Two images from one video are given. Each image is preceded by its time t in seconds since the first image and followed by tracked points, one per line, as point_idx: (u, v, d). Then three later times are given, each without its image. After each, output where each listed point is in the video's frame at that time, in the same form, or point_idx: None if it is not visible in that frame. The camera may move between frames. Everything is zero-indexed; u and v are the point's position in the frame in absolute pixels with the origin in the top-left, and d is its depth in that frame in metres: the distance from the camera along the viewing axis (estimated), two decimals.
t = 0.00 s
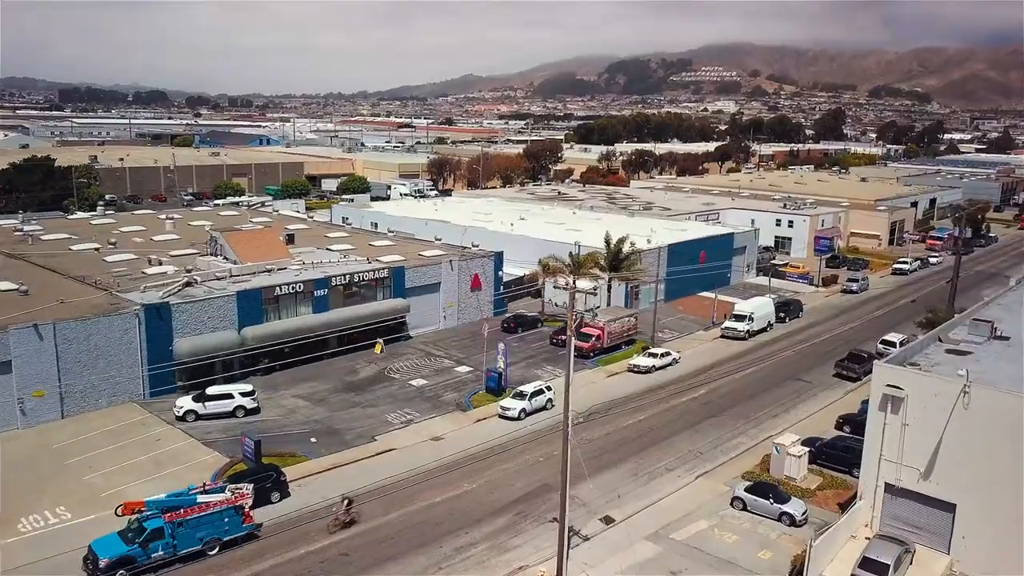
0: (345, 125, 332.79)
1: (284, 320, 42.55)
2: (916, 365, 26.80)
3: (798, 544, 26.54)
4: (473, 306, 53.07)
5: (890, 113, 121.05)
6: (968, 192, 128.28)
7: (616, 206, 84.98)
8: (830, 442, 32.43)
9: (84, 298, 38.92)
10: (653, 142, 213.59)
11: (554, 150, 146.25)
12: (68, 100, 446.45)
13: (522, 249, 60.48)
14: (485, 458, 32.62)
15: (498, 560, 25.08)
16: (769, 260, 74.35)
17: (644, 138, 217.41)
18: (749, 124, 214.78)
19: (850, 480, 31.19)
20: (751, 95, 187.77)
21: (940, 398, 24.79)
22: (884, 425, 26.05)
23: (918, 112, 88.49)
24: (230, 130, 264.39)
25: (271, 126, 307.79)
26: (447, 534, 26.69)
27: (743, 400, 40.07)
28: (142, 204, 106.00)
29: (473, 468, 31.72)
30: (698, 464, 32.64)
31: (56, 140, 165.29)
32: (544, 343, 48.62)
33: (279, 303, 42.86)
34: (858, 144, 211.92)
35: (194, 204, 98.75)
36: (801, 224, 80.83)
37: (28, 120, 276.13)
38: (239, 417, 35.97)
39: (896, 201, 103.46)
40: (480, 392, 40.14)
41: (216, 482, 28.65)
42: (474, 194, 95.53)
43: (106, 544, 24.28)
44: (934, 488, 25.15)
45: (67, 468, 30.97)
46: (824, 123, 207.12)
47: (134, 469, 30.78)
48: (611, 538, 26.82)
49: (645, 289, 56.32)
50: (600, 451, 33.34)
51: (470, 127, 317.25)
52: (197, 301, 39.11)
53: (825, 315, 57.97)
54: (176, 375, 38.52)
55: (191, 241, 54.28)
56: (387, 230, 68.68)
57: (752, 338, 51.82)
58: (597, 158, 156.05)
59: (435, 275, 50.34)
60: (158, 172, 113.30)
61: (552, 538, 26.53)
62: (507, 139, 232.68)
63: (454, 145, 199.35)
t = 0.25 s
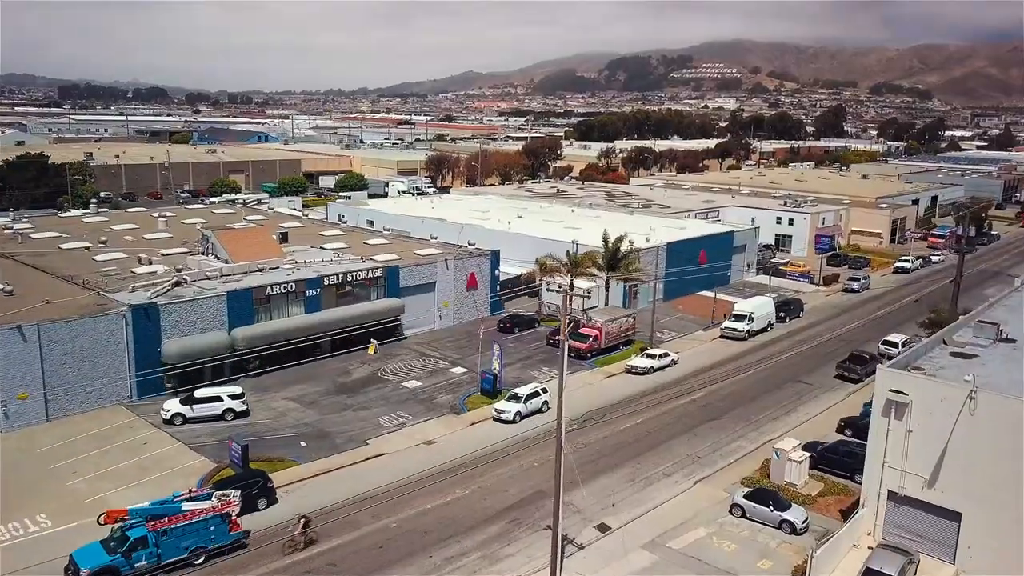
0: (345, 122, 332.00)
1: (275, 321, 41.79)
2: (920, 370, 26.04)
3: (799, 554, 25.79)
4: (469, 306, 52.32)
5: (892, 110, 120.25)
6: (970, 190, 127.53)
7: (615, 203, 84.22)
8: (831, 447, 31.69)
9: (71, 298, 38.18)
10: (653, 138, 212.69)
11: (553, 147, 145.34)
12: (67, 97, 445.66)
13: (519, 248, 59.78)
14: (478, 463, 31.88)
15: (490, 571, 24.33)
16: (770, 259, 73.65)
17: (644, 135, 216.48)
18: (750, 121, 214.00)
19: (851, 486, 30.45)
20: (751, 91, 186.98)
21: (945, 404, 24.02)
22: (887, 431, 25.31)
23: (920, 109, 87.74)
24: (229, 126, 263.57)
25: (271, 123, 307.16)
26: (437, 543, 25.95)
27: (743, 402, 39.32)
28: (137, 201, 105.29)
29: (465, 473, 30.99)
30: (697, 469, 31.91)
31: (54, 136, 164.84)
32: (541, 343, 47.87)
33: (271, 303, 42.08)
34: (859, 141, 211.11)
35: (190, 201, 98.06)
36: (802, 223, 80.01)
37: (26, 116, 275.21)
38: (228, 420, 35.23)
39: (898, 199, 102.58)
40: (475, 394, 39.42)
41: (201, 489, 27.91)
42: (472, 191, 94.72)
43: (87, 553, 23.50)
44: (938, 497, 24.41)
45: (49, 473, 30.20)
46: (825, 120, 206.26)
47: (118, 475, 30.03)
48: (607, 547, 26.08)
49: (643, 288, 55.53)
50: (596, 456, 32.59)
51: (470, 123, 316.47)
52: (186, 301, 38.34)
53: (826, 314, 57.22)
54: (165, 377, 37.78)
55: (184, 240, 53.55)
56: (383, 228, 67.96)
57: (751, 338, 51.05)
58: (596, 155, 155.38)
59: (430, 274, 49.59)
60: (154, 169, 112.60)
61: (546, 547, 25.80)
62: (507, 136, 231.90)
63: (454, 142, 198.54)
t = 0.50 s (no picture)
0: (344, 116, 330.73)
1: (265, 320, 41.00)
2: (925, 373, 25.25)
3: (800, 563, 25.03)
4: (464, 304, 51.53)
5: (893, 105, 119.34)
6: (971, 185, 126.63)
7: (614, 200, 83.39)
8: (832, 451, 30.93)
9: (55, 297, 37.42)
10: (653, 134, 211.67)
11: (552, 143, 144.38)
12: (66, 91, 444.37)
13: (516, 245, 59.03)
14: (471, 467, 31.13)
15: None
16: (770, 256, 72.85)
17: (644, 130, 215.44)
18: (750, 116, 212.91)
19: (853, 491, 29.69)
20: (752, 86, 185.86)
21: (952, 410, 23.21)
22: (890, 437, 24.53)
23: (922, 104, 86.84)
24: (227, 121, 262.49)
25: (269, 118, 305.88)
26: (427, 551, 25.20)
27: (742, 403, 38.56)
28: (132, 197, 104.50)
29: (457, 478, 30.24)
30: (694, 473, 31.15)
31: (50, 131, 163.80)
32: (537, 343, 47.10)
33: (261, 302, 41.24)
34: (860, 136, 210.07)
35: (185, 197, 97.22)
36: (802, 219, 79.31)
37: (24, 111, 274.00)
38: (215, 423, 34.46)
39: (899, 195, 101.67)
40: (469, 395, 38.63)
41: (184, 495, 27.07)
42: (470, 187, 93.84)
43: (66, 564, 22.55)
44: (943, 505, 23.64)
45: (30, 478, 29.39)
46: (825, 115, 205.19)
47: (100, 480, 29.24)
48: (601, 555, 25.34)
49: (641, 286, 54.73)
50: (592, 460, 31.84)
51: (469, 118, 315.20)
52: (174, 301, 37.55)
53: (826, 313, 56.44)
54: (152, 378, 36.99)
55: (174, 237, 52.74)
56: (379, 225, 67.21)
57: (751, 337, 50.26)
58: (596, 150, 154.42)
59: (424, 272, 48.77)
60: (149, 164, 111.67)
61: (539, 556, 25.05)
62: (506, 131, 230.78)
63: (453, 137, 197.37)
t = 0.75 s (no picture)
0: (343, 110, 329.37)
1: (254, 319, 40.21)
2: (930, 377, 24.45)
3: (801, 572, 24.23)
4: (460, 301, 50.70)
5: (894, 99, 118.27)
6: (974, 180, 125.60)
7: (612, 194, 82.54)
8: (834, 454, 30.11)
9: (40, 296, 36.58)
10: (653, 127, 210.47)
11: (551, 137, 143.40)
12: (64, 85, 442.81)
13: (513, 241, 58.40)
14: (463, 471, 30.34)
15: None
16: (770, 251, 72.00)
17: (644, 124, 214.26)
18: (751, 110, 211.74)
19: (855, 496, 28.89)
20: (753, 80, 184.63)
21: (958, 416, 22.41)
22: (894, 443, 23.73)
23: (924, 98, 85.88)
24: (225, 114, 261.30)
25: (267, 111, 304.56)
26: (416, 560, 24.41)
27: (741, 404, 37.77)
28: (127, 191, 103.67)
29: (449, 483, 29.44)
30: (692, 477, 30.36)
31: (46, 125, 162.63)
32: (533, 341, 46.27)
33: (250, 301, 40.43)
34: (861, 129, 208.91)
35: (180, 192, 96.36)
36: (803, 215, 78.70)
37: (21, 104, 272.73)
38: (202, 424, 33.67)
39: (901, 190, 100.68)
40: (462, 395, 37.82)
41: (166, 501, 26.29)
42: (467, 182, 92.93)
43: None
44: (949, 514, 22.85)
45: (9, 482, 28.59)
46: (826, 109, 204.05)
47: (81, 485, 28.44)
48: (596, 564, 24.56)
49: (640, 283, 53.89)
50: (587, 463, 31.05)
51: (469, 112, 313.84)
52: (160, 299, 36.73)
53: (827, 310, 55.62)
54: (138, 379, 36.19)
55: (165, 233, 51.90)
56: (375, 220, 66.47)
57: (751, 335, 49.42)
58: (595, 144, 153.38)
59: (418, 269, 47.92)
60: (145, 158, 110.73)
61: (531, 564, 24.27)
62: (506, 125, 229.60)
63: (452, 131, 196.18)
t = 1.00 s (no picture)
0: (341, 102, 327.80)
1: (243, 316, 39.40)
2: (936, 380, 23.62)
3: None
4: (455, 297, 49.86)
5: (897, 91, 117.17)
6: (976, 173, 124.57)
7: (611, 188, 81.61)
8: (836, 457, 29.30)
9: (22, 293, 35.70)
10: (653, 119, 209.20)
11: (550, 129, 142.32)
12: (62, 76, 440.95)
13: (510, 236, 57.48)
14: (455, 475, 29.51)
15: None
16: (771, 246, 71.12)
17: (644, 116, 212.97)
18: (752, 102, 210.46)
19: (858, 501, 28.07)
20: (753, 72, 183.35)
21: (965, 421, 21.56)
22: (899, 448, 22.89)
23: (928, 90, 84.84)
24: (223, 106, 260.01)
25: (266, 103, 303.14)
26: (404, 569, 23.60)
27: (741, 403, 36.95)
28: (122, 184, 102.78)
29: (440, 487, 28.63)
30: (690, 481, 29.54)
31: (42, 116, 161.48)
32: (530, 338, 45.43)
33: (239, 298, 39.56)
34: (862, 122, 207.69)
35: (175, 185, 95.43)
36: (805, 209, 77.85)
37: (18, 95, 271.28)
38: (188, 425, 32.86)
39: (903, 183, 99.65)
40: (456, 394, 37.01)
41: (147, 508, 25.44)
42: (465, 175, 91.96)
43: None
44: (956, 522, 22.01)
45: None
46: (827, 101, 202.77)
47: (61, 490, 27.61)
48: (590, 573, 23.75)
49: (638, 278, 53.05)
50: (582, 466, 30.23)
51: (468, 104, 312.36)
52: (146, 297, 35.86)
53: (829, 306, 54.77)
54: (123, 378, 35.36)
55: (154, 228, 51.00)
56: (370, 215, 65.54)
57: (751, 332, 48.59)
58: (594, 137, 152.26)
59: (413, 264, 47.05)
60: (140, 150, 109.69)
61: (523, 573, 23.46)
62: (505, 117, 228.32)
63: (451, 123, 194.94)
